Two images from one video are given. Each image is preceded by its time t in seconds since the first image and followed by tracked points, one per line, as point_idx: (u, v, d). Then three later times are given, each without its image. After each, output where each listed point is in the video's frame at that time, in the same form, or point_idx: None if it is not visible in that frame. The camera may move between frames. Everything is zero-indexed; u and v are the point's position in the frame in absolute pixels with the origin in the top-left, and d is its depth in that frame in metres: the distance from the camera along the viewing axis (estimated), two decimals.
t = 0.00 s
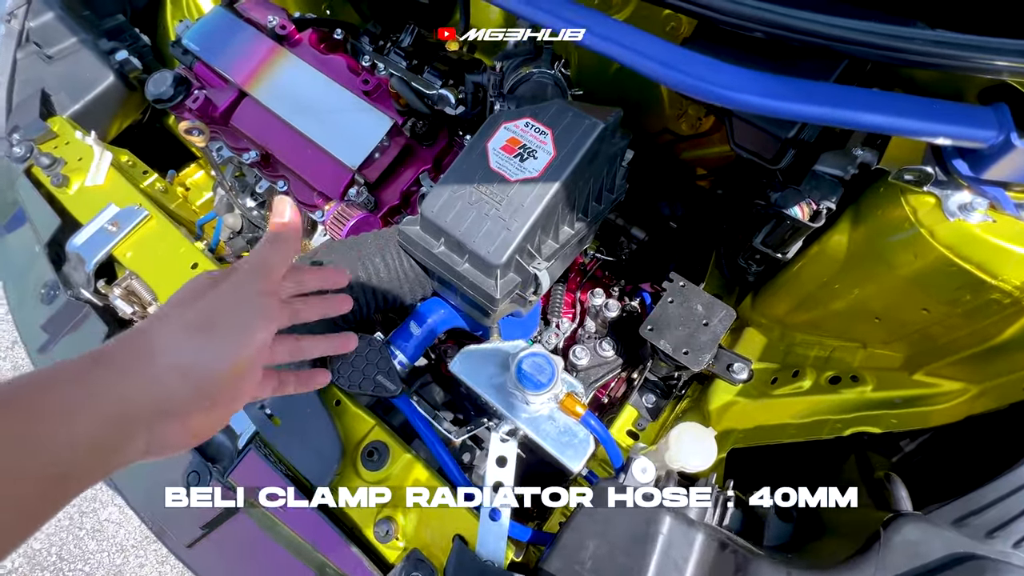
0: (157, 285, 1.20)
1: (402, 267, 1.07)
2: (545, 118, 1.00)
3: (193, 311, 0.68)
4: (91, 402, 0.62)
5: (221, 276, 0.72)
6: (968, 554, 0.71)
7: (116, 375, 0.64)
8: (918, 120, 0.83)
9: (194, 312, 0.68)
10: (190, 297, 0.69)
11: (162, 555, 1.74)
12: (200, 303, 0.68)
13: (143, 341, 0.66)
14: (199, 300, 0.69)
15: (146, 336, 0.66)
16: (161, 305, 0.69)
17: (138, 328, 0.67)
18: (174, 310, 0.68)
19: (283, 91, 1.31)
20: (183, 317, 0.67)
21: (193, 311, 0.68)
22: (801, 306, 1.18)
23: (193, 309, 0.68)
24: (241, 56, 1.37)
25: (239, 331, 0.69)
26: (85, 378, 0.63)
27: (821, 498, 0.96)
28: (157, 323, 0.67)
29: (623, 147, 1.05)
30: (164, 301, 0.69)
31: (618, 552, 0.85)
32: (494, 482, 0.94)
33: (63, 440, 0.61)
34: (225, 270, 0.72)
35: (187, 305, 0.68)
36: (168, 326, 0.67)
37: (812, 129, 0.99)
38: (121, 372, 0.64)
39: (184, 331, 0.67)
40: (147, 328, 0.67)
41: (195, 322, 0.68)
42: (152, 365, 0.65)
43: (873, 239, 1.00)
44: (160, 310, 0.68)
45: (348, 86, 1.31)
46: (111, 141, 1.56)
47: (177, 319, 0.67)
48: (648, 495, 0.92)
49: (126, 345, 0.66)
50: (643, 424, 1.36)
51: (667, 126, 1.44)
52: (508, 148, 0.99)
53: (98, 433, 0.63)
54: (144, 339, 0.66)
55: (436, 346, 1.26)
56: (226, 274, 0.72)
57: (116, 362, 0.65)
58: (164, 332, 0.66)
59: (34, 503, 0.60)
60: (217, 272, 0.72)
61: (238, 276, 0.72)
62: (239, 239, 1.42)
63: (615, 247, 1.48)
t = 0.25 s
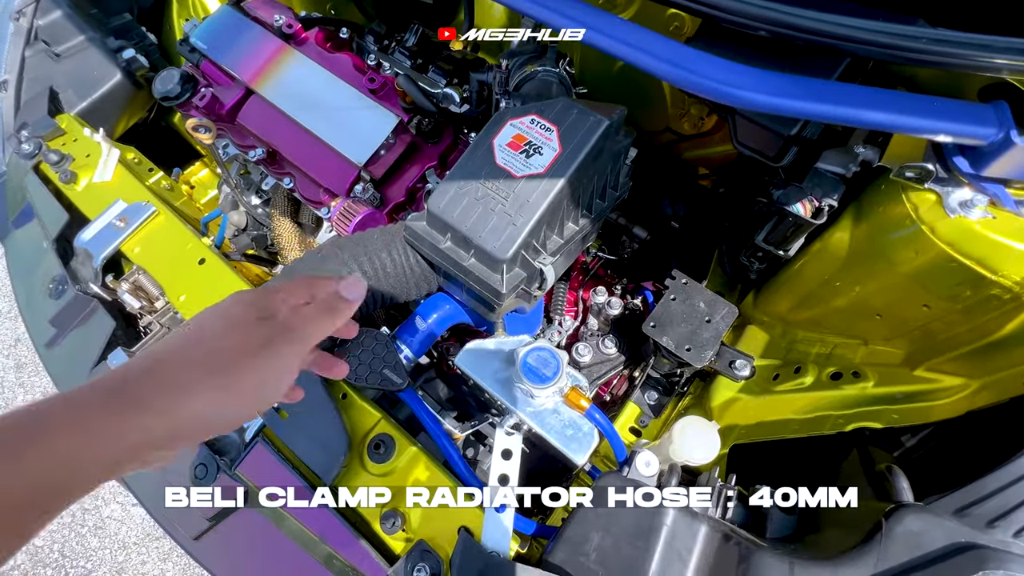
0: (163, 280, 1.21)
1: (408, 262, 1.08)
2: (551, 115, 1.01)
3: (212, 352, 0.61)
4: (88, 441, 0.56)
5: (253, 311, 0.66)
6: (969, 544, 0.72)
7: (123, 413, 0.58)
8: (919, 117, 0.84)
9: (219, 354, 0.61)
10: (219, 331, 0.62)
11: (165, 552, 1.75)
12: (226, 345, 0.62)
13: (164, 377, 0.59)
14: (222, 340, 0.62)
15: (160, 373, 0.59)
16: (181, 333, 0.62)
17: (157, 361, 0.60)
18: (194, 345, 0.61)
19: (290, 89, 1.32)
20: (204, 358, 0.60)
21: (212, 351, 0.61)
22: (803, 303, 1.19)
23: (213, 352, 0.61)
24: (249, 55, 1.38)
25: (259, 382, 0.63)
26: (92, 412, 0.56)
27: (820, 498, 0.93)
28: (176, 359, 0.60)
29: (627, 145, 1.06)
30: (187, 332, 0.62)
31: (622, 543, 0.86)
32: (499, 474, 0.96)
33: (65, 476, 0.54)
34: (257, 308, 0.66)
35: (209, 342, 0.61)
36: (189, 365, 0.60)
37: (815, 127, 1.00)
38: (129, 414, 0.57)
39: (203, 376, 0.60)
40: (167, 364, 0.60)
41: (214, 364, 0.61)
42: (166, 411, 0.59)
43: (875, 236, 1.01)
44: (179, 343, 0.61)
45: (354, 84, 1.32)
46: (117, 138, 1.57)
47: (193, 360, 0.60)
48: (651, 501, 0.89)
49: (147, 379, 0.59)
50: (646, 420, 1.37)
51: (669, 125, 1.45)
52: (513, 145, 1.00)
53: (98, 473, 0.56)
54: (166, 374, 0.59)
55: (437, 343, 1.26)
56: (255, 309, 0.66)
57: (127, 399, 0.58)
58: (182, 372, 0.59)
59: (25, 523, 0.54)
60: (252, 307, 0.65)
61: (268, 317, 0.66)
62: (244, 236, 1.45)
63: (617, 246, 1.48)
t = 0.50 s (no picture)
0: (176, 278, 1.24)
1: (415, 259, 1.13)
2: (554, 117, 1.04)
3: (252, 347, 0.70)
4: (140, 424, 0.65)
5: (274, 302, 0.73)
6: (957, 528, 0.75)
7: (160, 400, 0.66)
8: (910, 119, 0.87)
9: (254, 346, 0.70)
10: (260, 317, 0.72)
11: (169, 549, 1.77)
12: (266, 337, 0.71)
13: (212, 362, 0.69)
14: (256, 335, 0.71)
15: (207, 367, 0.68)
16: (229, 310, 0.71)
17: (199, 348, 0.69)
18: (237, 330, 0.70)
19: (299, 91, 1.35)
20: (242, 351, 0.70)
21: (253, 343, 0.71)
22: (800, 301, 1.22)
23: (249, 346, 0.70)
24: (258, 57, 1.41)
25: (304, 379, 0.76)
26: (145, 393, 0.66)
27: (821, 498, 0.95)
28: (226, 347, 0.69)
29: (628, 146, 1.09)
30: (230, 312, 0.71)
31: (623, 532, 0.89)
32: (504, 465, 0.99)
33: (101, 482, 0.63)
34: (275, 301, 0.73)
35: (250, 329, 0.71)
36: (236, 354, 0.70)
37: (810, 130, 1.04)
38: (170, 403, 0.66)
39: (237, 368, 0.69)
40: (208, 355, 0.69)
41: (252, 358, 0.70)
42: (195, 403, 0.67)
43: (869, 235, 1.04)
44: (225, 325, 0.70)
45: (361, 86, 1.35)
46: (127, 139, 1.60)
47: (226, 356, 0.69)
48: (650, 501, 0.90)
49: (187, 364, 0.68)
50: (646, 417, 1.40)
51: (669, 127, 1.48)
52: (518, 145, 1.03)
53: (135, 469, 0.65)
54: (207, 361, 0.68)
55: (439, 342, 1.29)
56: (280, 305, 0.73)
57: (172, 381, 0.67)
58: (214, 365, 0.69)
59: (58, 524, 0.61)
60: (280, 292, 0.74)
61: (293, 311, 0.74)
62: (251, 235, 1.47)
63: (617, 247, 1.52)
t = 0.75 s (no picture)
0: (183, 274, 1.25)
1: (420, 255, 1.12)
2: (558, 114, 1.06)
3: (260, 348, 0.76)
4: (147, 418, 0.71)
5: (284, 310, 0.79)
6: (958, 516, 0.76)
7: (176, 401, 0.72)
8: (908, 115, 0.88)
9: (263, 349, 0.76)
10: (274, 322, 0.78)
11: (172, 549, 1.77)
12: (278, 339, 0.78)
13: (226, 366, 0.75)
14: (267, 339, 0.77)
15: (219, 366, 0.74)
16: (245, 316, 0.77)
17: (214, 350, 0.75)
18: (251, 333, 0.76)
19: (304, 91, 1.36)
20: (250, 351, 0.76)
21: (263, 344, 0.77)
22: (801, 298, 1.23)
23: (260, 347, 0.76)
24: (264, 57, 1.43)
25: (313, 378, 0.80)
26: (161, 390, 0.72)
27: (820, 498, 0.92)
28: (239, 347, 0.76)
29: (631, 143, 1.10)
30: (246, 320, 0.77)
31: (628, 523, 0.90)
32: (510, 458, 1.00)
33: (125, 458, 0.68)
34: (289, 310, 0.79)
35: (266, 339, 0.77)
36: (248, 352, 0.76)
37: (811, 127, 1.04)
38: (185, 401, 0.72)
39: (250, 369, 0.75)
40: (218, 356, 0.75)
41: (262, 360, 0.76)
42: (203, 397, 0.73)
43: (869, 231, 1.06)
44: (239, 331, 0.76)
45: (366, 86, 1.37)
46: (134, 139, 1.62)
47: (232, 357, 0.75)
48: (650, 501, 0.90)
49: (202, 365, 0.74)
50: (648, 413, 1.41)
51: (670, 127, 1.50)
52: (523, 142, 1.04)
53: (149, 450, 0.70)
54: (221, 362, 0.74)
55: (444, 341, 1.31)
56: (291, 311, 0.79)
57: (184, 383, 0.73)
58: (223, 366, 0.74)
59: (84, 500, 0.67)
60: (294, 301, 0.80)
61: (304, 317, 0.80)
62: (255, 234, 1.51)
63: (619, 246, 1.53)
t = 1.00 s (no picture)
0: (186, 269, 1.25)
1: (423, 249, 1.12)
2: (561, 106, 1.06)
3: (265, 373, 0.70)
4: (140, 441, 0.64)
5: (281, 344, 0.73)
6: (964, 502, 0.76)
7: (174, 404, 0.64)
8: (910, 105, 0.88)
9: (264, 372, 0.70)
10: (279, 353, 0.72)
11: (173, 548, 1.77)
12: (287, 366, 0.72)
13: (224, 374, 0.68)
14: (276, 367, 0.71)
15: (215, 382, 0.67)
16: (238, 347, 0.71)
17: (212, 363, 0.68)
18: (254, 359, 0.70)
19: (307, 87, 1.37)
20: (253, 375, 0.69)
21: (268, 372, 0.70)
22: (804, 292, 1.23)
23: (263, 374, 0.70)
24: (266, 53, 1.43)
25: (316, 399, 0.76)
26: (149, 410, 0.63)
27: (821, 498, 0.91)
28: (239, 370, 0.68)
29: (633, 137, 1.10)
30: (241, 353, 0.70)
31: (633, 513, 0.90)
32: (513, 449, 1.01)
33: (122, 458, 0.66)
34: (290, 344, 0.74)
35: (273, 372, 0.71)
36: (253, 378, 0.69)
37: (814, 120, 1.05)
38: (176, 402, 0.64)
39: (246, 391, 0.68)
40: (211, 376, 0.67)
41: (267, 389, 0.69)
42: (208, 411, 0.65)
43: (872, 224, 1.06)
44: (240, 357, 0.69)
45: (368, 82, 1.37)
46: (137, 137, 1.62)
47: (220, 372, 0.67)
48: (651, 501, 0.90)
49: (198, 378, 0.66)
50: (651, 409, 1.40)
51: (671, 123, 1.50)
52: (526, 134, 1.05)
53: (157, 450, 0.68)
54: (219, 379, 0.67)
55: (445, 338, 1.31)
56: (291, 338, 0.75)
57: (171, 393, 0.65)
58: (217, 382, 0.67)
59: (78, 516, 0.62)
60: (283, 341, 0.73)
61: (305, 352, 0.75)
62: (257, 231, 1.50)
63: (620, 243, 1.53)
